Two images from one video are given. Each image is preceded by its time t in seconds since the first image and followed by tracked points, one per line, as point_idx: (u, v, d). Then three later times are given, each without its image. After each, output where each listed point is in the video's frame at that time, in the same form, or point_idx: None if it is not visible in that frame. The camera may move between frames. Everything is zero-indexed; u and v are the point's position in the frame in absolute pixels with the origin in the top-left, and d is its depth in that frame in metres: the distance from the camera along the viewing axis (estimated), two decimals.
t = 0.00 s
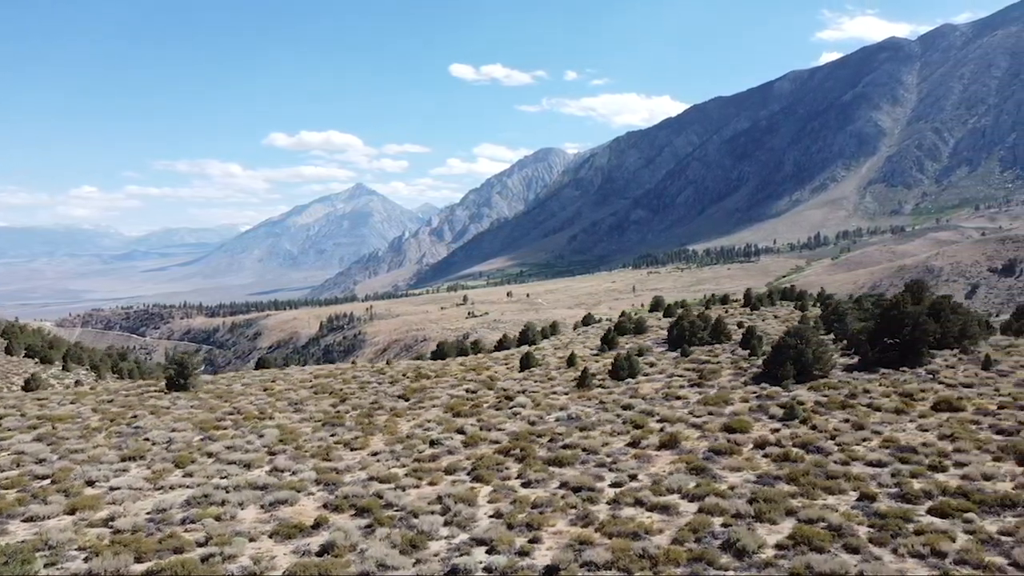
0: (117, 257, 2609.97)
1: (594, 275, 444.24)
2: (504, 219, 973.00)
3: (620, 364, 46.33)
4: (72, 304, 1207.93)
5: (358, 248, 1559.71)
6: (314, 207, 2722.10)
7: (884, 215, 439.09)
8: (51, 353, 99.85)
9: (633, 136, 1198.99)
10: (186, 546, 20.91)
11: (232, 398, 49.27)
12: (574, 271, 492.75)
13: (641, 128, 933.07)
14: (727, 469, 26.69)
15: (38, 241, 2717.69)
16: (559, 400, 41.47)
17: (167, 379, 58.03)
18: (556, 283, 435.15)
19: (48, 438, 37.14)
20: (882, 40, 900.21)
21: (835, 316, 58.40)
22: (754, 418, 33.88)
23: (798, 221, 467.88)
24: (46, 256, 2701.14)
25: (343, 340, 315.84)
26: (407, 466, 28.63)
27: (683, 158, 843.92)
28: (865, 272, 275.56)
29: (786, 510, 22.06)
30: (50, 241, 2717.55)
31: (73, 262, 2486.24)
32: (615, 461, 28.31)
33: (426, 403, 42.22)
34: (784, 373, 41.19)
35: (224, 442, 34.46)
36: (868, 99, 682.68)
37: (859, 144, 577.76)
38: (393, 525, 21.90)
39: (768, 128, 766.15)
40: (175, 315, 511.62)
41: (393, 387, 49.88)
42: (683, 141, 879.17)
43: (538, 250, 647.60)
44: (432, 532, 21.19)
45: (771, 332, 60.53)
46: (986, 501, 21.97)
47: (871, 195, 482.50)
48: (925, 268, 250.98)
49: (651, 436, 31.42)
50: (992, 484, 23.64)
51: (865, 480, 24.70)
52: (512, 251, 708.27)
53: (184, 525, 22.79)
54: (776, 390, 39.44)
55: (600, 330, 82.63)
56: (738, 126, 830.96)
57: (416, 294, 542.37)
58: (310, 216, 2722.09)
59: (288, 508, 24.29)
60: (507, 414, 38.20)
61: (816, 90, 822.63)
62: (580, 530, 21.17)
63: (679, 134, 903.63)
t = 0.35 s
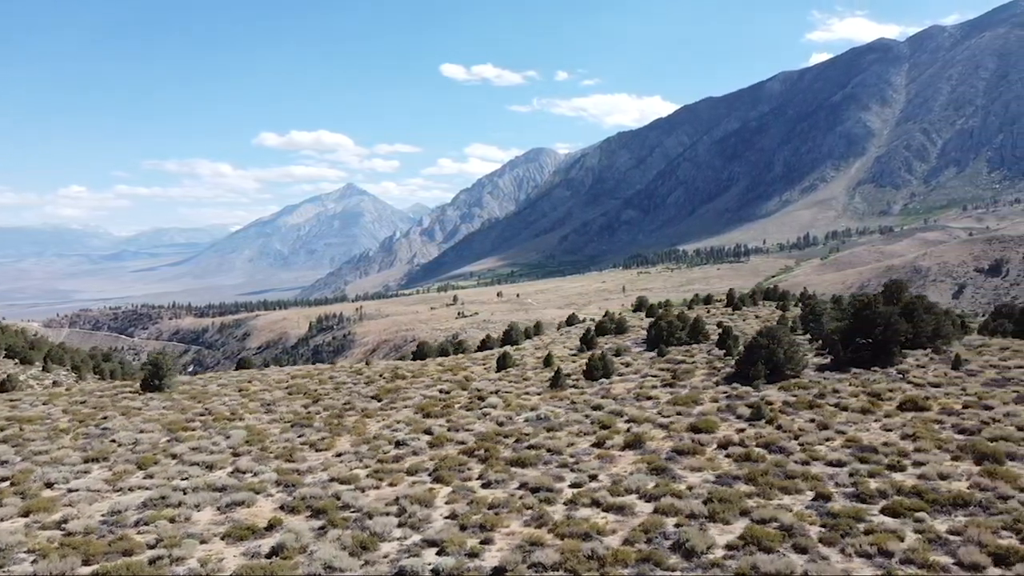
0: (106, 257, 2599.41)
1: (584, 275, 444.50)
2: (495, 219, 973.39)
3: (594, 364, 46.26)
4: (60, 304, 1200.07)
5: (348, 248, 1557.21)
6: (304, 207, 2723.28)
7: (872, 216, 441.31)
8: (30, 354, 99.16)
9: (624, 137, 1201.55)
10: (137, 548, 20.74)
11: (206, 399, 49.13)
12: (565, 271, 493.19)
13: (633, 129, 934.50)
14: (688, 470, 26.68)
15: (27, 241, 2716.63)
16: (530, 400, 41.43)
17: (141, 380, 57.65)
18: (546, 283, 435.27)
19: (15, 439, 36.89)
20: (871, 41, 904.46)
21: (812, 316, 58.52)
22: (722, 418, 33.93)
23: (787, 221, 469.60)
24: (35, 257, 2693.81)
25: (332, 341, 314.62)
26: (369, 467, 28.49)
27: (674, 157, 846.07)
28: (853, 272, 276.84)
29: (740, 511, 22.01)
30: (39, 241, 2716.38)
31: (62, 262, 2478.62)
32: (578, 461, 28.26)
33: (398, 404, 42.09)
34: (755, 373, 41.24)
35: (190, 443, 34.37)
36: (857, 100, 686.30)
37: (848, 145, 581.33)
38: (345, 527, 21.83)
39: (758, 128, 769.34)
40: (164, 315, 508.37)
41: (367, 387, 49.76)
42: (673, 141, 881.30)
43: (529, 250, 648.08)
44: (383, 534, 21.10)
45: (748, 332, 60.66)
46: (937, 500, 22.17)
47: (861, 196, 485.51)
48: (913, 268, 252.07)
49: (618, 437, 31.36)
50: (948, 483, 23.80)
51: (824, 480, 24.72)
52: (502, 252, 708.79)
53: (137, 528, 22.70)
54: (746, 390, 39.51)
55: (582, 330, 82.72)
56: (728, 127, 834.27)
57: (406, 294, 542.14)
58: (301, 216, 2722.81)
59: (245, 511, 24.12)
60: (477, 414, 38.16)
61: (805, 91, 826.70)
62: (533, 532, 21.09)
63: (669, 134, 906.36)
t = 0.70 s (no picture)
0: (94, 256, 2587.98)
1: (574, 275, 444.37)
2: (486, 220, 971.91)
3: (566, 364, 46.23)
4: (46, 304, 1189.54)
5: (338, 247, 1552.14)
6: (294, 207, 2723.47)
7: (861, 217, 442.92)
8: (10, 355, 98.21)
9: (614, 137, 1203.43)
10: (78, 552, 20.53)
11: (176, 400, 48.87)
12: (554, 271, 493.27)
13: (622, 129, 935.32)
14: (645, 469, 26.65)
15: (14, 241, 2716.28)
16: (498, 399, 41.41)
17: (112, 381, 57.18)
18: (535, 283, 434.93)
19: None
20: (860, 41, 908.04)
21: (786, 316, 58.78)
22: (685, 418, 34.06)
23: (776, 221, 470.48)
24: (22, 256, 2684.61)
25: (321, 341, 313.33)
26: (327, 468, 28.22)
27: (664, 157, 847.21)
28: (841, 272, 277.70)
29: (690, 511, 21.97)
30: (26, 241, 2720.40)
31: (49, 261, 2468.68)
32: (536, 460, 28.25)
33: (366, 404, 41.84)
34: (724, 373, 41.33)
35: (152, 445, 34.13)
36: (845, 102, 688.90)
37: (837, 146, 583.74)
38: (292, 527, 21.76)
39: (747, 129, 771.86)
40: (151, 316, 504.14)
41: (339, 388, 49.60)
42: (664, 141, 882.77)
43: (519, 250, 648.19)
44: (329, 535, 20.99)
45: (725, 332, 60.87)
46: (886, 500, 22.27)
47: (849, 196, 488.16)
48: (899, 268, 253.42)
49: (580, 436, 31.33)
50: (900, 482, 23.87)
51: (778, 480, 24.78)
52: (493, 252, 707.87)
53: (84, 530, 22.50)
54: (714, 390, 39.58)
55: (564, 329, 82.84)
56: (718, 127, 836.09)
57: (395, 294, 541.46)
58: (290, 216, 2722.55)
59: (196, 511, 24.04)
60: (442, 414, 38.16)
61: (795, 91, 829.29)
62: (480, 533, 20.98)
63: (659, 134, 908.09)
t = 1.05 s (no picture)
0: (83, 256, 2575.04)
1: (564, 275, 443.61)
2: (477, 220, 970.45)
3: (540, 364, 46.09)
4: (33, 304, 1179.22)
5: (329, 247, 1546.15)
6: (284, 207, 2721.80)
7: (849, 217, 444.45)
8: None
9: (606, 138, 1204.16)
10: (27, 554, 20.32)
11: (149, 401, 48.55)
12: (545, 271, 492.84)
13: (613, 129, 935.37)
14: (605, 469, 26.60)
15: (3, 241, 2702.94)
16: (470, 400, 41.26)
17: (87, 382, 56.73)
18: (525, 283, 434.48)
19: None
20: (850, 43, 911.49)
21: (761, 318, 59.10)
22: (652, 418, 34.04)
23: (765, 221, 471.30)
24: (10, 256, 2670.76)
25: (310, 342, 312.14)
26: (287, 471, 28.16)
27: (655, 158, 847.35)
28: (830, 272, 278.32)
29: (643, 511, 21.96)
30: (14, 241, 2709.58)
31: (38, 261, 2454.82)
32: (499, 461, 28.14)
33: (338, 405, 41.64)
34: (696, 373, 41.37)
35: (118, 446, 33.84)
36: (834, 102, 690.67)
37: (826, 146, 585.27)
38: (245, 530, 21.66)
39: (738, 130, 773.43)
40: (139, 316, 500.61)
41: (312, 389, 49.36)
42: (654, 141, 883.59)
43: (509, 251, 647.16)
44: (281, 538, 20.89)
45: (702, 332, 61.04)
46: (838, 499, 22.40)
47: (838, 197, 489.30)
48: (887, 268, 254.29)
49: (545, 437, 31.21)
50: (854, 482, 23.96)
51: (736, 479, 24.77)
52: (483, 252, 706.50)
53: (34, 533, 22.26)
54: (684, 390, 39.61)
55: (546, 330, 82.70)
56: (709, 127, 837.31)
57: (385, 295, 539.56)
58: (281, 215, 2719.13)
59: (152, 513, 23.85)
60: (413, 414, 37.98)
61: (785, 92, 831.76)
62: (433, 534, 20.90)
63: (650, 134, 909.68)
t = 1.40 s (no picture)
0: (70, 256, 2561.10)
1: (553, 275, 443.06)
2: (466, 220, 968.83)
3: (512, 365, 45.86)
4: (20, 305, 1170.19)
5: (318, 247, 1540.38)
6: (273, 207, 2723.05)
7: (837, 218, 445.33)
8: None
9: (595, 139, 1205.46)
10: None
11: (118, 402, 48.13)
12: (534, 271, 492.76)
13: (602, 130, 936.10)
14: (561, 470, 26.55)
15: None
16: (438, 400, 41.13)
17: (57, 383, 56.17)
18: (513, 283, 433.78)
19: None
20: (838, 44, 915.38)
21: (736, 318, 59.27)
22: (617, 418, 33.95)
23: (753, 222, 471.31)
24: None
25: (297, 342, 310.43)
26: (243, 472, 27.96)
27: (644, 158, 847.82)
28: (817, 272, 279.06)
29: (593, 511, 21.90)
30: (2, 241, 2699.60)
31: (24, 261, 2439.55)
32: (457, 461, 28.08)
33: (306, 406, 41.41)
34: (664, 373, 41.43)
35: (78, 447, 33.52)
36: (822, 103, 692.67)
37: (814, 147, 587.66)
38: (192, 531, 21.54)
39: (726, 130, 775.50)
40: (126, 317, 496.95)
41: (283, 389, 49.00)
42: (643, 142, 884.91)
43: (498, 251, 647.13)
44: (228, 539, 20.74)
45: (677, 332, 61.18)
46: (788, 499, 22.41)
47: (826, 197, 491.05)
48: (873, 268, 255.33)
49: (507, 438, 31.05)
50: (806, 481, 24.01)
51: (689, 480, 24.69)
52: (471, 252, 704.51)
53: None
54: (653, 391, 39.50)
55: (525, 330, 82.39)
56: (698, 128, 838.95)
57: (374, 295, 538.43)
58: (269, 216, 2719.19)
59: (102, 515, 23.69)
60: (379, 415, 37.81)
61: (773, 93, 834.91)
62: (379, 535, 20.84)
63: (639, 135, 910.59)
